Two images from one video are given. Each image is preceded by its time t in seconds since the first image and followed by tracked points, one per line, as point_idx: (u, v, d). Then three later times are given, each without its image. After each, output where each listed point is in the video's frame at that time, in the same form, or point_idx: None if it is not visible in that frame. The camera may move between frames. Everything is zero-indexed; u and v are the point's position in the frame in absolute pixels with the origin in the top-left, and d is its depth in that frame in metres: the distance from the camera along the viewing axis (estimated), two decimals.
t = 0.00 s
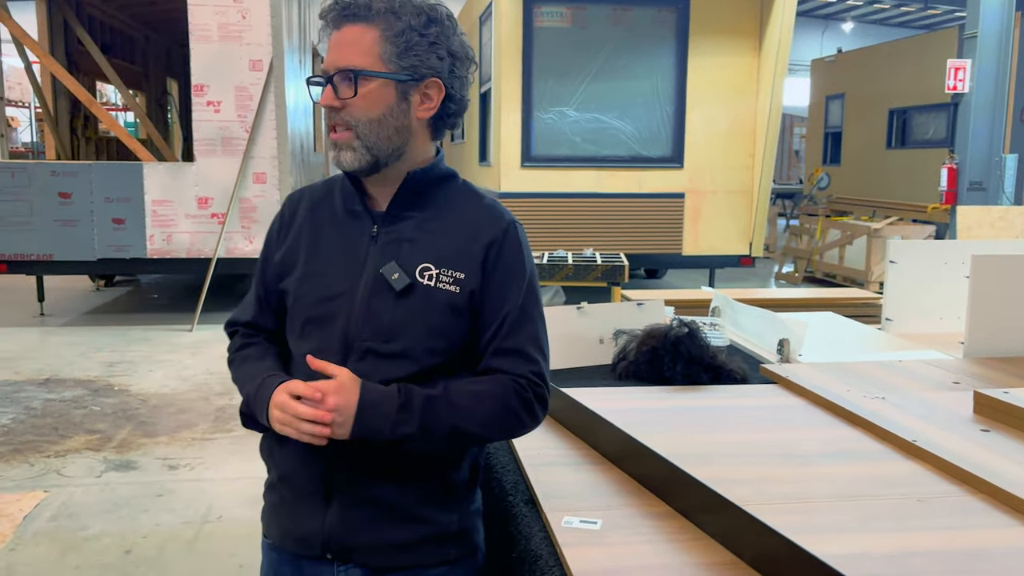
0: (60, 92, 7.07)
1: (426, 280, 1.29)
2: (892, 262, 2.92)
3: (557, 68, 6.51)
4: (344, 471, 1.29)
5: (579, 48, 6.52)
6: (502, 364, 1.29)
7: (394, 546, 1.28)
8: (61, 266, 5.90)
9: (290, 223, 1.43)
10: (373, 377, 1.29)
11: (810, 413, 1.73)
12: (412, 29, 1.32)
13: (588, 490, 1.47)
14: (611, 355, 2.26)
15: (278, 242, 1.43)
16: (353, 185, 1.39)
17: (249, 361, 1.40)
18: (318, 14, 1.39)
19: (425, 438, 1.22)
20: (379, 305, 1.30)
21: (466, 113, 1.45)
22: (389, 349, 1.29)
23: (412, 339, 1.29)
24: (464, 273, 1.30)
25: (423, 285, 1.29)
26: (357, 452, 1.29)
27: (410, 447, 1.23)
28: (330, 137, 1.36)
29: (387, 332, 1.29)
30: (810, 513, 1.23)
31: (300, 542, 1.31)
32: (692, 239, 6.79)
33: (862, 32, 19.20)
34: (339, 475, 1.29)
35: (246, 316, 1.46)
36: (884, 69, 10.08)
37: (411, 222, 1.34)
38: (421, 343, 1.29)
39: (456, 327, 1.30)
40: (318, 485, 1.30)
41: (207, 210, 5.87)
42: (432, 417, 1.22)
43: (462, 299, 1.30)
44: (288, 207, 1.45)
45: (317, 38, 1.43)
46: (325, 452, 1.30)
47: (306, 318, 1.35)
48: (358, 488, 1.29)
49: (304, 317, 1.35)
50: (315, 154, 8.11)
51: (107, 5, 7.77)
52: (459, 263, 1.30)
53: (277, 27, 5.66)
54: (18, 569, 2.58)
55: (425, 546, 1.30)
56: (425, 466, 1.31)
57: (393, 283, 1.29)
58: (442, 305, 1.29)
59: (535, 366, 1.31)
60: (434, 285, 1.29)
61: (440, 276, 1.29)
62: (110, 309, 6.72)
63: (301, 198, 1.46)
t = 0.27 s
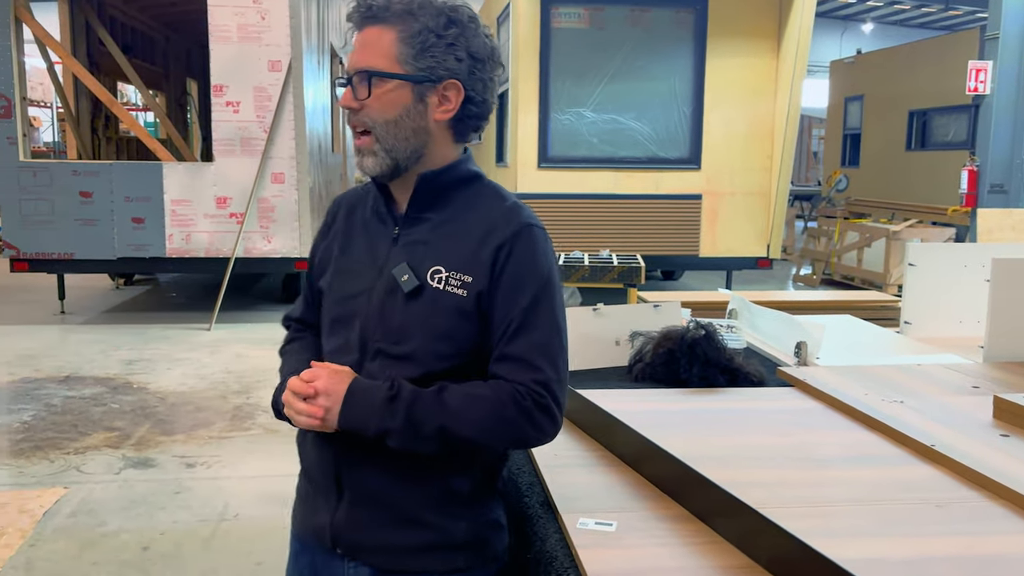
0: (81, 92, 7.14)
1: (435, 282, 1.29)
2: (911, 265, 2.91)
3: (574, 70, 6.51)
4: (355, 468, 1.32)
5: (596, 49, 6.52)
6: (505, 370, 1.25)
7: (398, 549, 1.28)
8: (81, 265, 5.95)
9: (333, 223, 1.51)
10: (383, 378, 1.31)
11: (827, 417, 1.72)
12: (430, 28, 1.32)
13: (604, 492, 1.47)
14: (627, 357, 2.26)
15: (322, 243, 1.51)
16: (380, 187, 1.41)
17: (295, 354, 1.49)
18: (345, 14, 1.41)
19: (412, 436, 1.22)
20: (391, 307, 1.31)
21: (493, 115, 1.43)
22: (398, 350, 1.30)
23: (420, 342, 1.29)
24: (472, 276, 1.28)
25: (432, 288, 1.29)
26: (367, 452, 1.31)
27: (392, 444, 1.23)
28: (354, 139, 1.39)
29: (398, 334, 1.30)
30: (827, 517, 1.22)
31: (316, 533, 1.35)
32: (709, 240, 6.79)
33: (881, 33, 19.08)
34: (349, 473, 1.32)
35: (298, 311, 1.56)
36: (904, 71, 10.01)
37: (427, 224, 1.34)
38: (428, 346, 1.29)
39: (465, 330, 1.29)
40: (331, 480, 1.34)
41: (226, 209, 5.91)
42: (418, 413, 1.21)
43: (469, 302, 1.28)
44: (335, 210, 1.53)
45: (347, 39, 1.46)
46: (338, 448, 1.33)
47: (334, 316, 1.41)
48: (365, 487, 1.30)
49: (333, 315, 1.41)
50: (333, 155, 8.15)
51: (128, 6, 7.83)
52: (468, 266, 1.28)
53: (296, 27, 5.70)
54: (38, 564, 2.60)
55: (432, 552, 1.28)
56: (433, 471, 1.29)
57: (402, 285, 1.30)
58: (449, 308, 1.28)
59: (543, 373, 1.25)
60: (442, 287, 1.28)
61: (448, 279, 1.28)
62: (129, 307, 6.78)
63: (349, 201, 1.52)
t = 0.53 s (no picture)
0: (104, 94, 7.22)
1: (461, 284, 1.30)
2: (933, 269, 2.90)
3: (592, 72, 6.49)
4: (381, 467, 1.34)
5: (615, 51, 6.48)
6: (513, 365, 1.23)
7: (418, 550, 1.29)
8: (103, 265, 6.01)
9: (377, 226, 1.55)
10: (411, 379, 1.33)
11: (847, 421, 1.72)
12: (473, 37, 1.33)
13: (622, 494, 1.47)
14: (645, 359, 2.26)
15: (367, 243, 1.56)
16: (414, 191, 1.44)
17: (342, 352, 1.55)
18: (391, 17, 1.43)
19: (412, 424, 1.21)
20: (420, 308, 1.33)
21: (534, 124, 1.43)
22: (424, 352, 1.32)
23: (443, 343, 1.30)
24: (492, 277, 1.28)
25: (457, 290, 1.30)
26: (391, 452, 1.34)
27: (392, 425, 1.23)
28: (392, 142, 1.41)
29: (423, 336, 1.33)
30: (847, 522, 1.21)
31: (346, 530, 1.39)
32: (728, 244, 6.78)
33: (903, 35, 18.94)
34: (375, 473, 1.35)
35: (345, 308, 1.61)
36: (925, 73, 9.94)
37: (456, 228, 1.36)
38: (450, 349, 1.30)
39: (486, 332, 1.29)
40: (360, 481, 1.37)
41: (246, 211, 5.95)
42: (415, 399, 1.21)
43: (490, 304, 1.28)
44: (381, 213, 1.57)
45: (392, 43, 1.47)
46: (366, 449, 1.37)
47: (372, 317, 1.44)
48: (388, 488, 1.33)
49: (370, 316, 1.45)
50: (353, 157, 8.20)
51: (151, 9, 7.91)
52: (489, 268, 1.28)
53: (316, 30, 5.73)
54: (59, 562, 2.63)
55: (450, 555, 1.28)
56: (452, 474, 1.30)
57: (428, 287, 1.32)
58: (471, 310, 1.28)
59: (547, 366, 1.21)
60: (466, 289, 1.29)
61: (472, 281, 1.29)
62: (150, 307, 6.84)
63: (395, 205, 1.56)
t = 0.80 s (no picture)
0: (129, 98, 7.30)
1: (499, 290, 1.31)
2: (956, 275, 2.86)
3: (613, 76, 6.49)
4: (414, 472, 1.35)
5: (635, 55, 6.47)
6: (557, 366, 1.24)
7: (450, 555, 1.30)
8: (127, 267, 6.07)
9: (407, 230, 1.57)
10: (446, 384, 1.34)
11: (869, 428, 1.71)
12: (545, 49, 1.41)
13: (644, 500, 1.48)
14: (666, 365, 2.25)
15: (396, 248, 1.57)
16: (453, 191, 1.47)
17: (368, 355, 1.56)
18: (443, 22, 1.43)
19: (461, 421, 1.22)
20: (458, 313, 1.35)
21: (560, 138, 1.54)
22: (460, 357, 1.34)
23: (481, 348, 1.32)
24: (530, 283, 1.29)
25: (495, 295, 1.32)
26: (424, 454, 1.35)
27: (436, 420, 1.25)
28: (458, 145, 1.41)
29: (460, 340, 1.34)
30: (870, 530, 1.21)
31: (379, 534, 1.40)
32: (748, 248, 6.76)
33: (926, 38, 18.79)
34: (407, 475, 1.36)
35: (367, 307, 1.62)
36: (949, 77, 9.86)
37: (492, 234, 1.38)
38: (486, 353, 1.31)
39: (524, 336, 1.30)
40: (391, 483, 1.38)
41: (268, 214, 5.99)
42: (463, 393, 1.23)
43: (529, 310, 1.29)
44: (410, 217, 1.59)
45: (435, 49, 1.47)
46: (399, 451, 1.38)
47: (405, 322, 1.46)
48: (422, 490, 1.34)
49: (404, 320, 1.46)
50: (373, 160, 8.24)
51: (175, 14, 7.99)
52: (527, 274, 1.30)
53: (338, 35, 5.77)
54: (84, 561, 2.67)
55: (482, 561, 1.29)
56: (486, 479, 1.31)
57: (467, 292, 1.33)
58: (510, 316, 1.30)
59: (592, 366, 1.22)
60: (505, 295, 1.31)
61: (511, 287, 1.31)
62: (173, 309, 6.91)
63: (425, 210, 1.58)
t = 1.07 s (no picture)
0: (152, 103, 7.38)
1: (531, 296, 1.33)
2: (981, 282, 2.87)
3: (633, 80, 6.49)
4: (441, 478, 1.36)
5: (656, 60, 6.46)
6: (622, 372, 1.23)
7: (478, 562, 1.32)
8: (149, 271, 6.13)
9: (422, 237, 1.57)
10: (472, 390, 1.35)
11: (892, 436, 1.69)
12: (574, 59, 1.45)
13: (666, 508, 1.47)
14: (686, 370, 2.25)
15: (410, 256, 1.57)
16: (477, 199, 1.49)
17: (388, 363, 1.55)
18: (476, 25, 1.46)
19: (556, 414, 1.15)
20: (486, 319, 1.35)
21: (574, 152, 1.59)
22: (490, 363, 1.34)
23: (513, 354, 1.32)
24: (564, 289, 1.32)
25: (526, 302, 1.33)
26: (454, 458, 1.35)
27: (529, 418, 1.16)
28: (483, 149, 1.45)
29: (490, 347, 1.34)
30: (894, 540, 1.20)
31: (403, 541, 1.40)
32: (769, 254, 6.70)
33: (949, 42, 18.64)
34: (437, 479, 1.37)
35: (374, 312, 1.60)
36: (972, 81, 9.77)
37: (520, 240, 1.39)
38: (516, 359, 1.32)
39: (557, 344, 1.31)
40: (418, 486, 1.39)
41: (288, 218, 6.03)
42: (563, 394, 1.16)
43: (564, 315, 1.31)
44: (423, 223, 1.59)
45: (464, 53, 1.50)
46: (427, 456, 1.39)
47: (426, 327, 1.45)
48: (452, 495, 1.35)
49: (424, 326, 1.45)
50: (393, 165, 8.28)
51: (198, 20, 8.07)
52: (560, 281, 1.32)
53: (359, 40, 5.80)
54: (106, 562, 2.69)
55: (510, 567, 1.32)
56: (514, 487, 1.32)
57: (497, 299, 1.33)
58: (544, 322, 1.31)
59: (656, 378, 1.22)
60: (537, 302, 1.32)
61: (543, 293, 1.32)
62: (194, 312, 6.96)
63: (437, 216, 1.58)
